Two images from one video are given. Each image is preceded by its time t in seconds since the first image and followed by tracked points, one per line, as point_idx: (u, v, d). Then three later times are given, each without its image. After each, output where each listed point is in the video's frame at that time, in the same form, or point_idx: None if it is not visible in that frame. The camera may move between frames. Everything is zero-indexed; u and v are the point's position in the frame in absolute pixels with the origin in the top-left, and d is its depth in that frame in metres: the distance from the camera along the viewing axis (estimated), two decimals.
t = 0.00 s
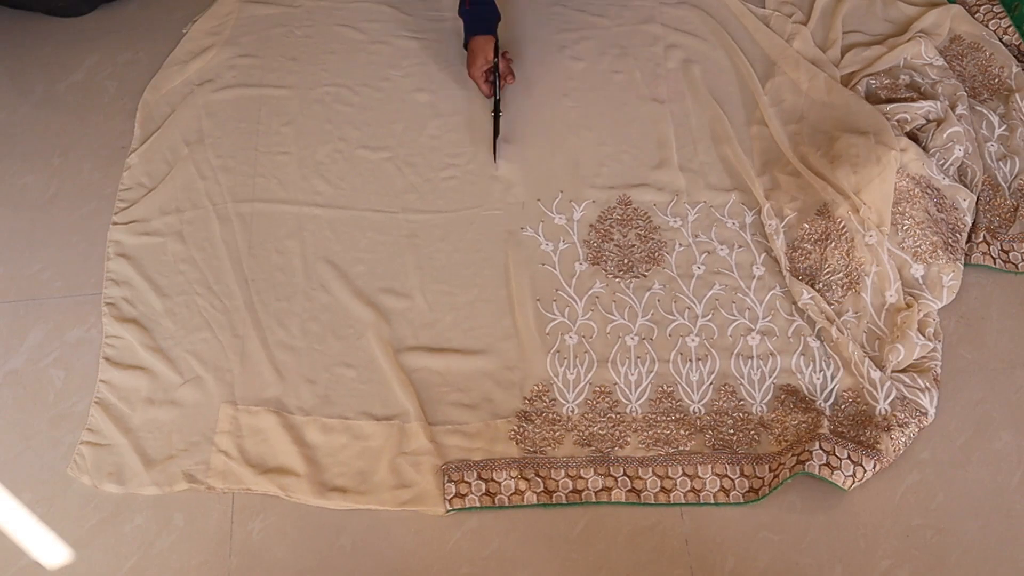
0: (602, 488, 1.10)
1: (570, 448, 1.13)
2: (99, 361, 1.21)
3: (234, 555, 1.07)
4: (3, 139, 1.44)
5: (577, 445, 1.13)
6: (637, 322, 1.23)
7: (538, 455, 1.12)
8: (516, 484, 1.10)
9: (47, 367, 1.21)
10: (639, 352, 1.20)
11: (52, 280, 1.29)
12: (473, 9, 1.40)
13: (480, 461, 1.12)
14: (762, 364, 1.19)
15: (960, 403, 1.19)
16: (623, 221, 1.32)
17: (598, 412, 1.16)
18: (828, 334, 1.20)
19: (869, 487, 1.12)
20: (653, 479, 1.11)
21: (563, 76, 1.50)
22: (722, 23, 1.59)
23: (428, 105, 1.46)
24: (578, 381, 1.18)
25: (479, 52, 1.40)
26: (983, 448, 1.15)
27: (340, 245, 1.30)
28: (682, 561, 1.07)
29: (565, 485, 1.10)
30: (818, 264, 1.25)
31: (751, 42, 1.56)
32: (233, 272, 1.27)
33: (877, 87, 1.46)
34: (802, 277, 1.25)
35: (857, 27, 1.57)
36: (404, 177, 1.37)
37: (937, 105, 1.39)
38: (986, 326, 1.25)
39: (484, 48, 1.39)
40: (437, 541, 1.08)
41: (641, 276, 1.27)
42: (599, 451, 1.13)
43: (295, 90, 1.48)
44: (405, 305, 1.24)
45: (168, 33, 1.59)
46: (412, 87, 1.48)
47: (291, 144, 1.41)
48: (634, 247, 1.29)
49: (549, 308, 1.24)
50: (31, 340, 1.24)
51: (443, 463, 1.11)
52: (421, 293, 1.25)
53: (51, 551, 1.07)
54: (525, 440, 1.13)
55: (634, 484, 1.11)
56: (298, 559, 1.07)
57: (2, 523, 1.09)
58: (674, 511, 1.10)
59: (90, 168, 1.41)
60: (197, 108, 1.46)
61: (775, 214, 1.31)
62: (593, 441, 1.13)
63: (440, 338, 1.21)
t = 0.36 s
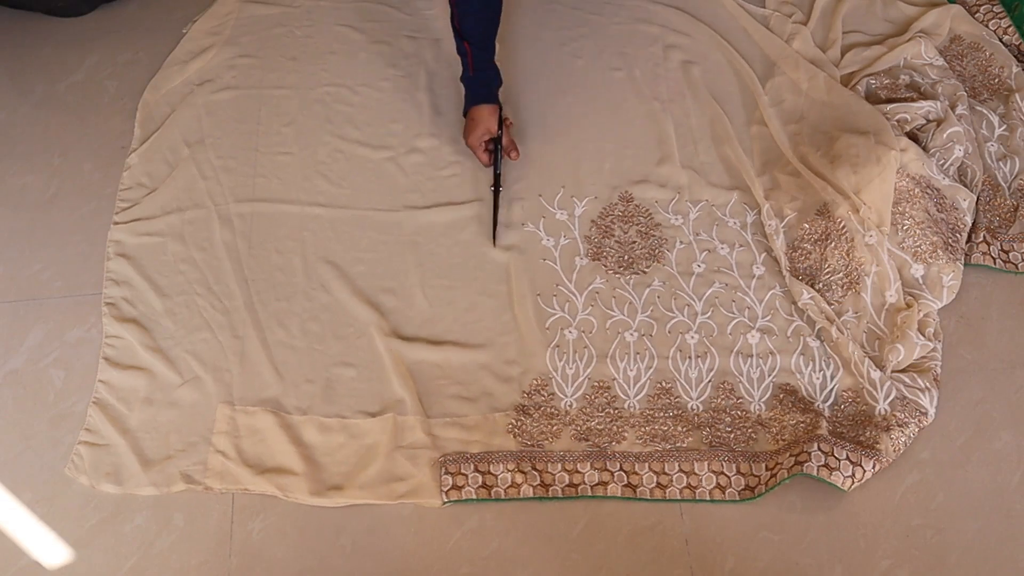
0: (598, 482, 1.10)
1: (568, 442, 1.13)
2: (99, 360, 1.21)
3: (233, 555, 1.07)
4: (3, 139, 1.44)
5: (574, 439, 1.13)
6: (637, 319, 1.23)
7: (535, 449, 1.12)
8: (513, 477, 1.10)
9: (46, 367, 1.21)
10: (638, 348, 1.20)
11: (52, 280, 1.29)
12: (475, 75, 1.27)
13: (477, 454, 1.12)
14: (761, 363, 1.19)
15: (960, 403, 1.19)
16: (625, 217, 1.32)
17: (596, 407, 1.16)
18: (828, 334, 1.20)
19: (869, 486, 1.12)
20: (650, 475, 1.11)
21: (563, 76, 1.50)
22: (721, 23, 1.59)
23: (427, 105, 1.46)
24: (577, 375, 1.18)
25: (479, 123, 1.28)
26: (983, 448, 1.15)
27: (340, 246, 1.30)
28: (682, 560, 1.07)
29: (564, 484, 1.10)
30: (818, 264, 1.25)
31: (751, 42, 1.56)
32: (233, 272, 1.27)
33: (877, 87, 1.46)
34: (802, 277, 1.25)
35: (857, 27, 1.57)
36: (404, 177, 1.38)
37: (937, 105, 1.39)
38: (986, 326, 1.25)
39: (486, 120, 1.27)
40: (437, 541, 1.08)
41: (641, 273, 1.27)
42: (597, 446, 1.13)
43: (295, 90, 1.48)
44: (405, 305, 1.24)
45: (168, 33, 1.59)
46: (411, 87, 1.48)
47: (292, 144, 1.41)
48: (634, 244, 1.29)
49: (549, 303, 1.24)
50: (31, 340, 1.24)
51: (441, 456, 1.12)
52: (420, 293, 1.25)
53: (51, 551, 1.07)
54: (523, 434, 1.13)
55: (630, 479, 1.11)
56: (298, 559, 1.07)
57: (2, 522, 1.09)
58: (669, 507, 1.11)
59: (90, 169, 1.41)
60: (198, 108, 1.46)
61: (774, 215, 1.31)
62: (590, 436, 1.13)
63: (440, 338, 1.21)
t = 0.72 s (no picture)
0: (595, 479, 1.11)
1: (566, 438, 1.14)
2: (98, 360, 1.21)
3: (233, 555, 1.07)
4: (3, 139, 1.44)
5: (572, 436, 1.14)
6: (637, 317, 1.23)
7: (533, 444, 1.13)
8: (510, 472, 1.11)
9: (46, 367, 1.21)
10: (638, 346, 1.21)
11: (52, 280, 1.29)
12: (459, 144, 1.21)
13: (474, 448, 1.12)
14: (761, 362, 1.19)
15: (960, 403, 1.19)
16: (625, 216, 1.32)
17: (595, 404, 1.16)
18: (828, 334, 1.20)
19: (869, 487, 1.12)
20: (647, 472, 1.11)
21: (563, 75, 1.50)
22: (722, 23, 1.59)
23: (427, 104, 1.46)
24: (577, 372, 1.18)
25: (469, 189, 1.24)
26: (983, 449, 1.15)
27: (340, 246, 1.30)
28: (682, 560, 1.07)
29: (564, 483, 1.10)
30: (818, 263, 1.25)
31: (751, 42, 1.56)
32: (233, 272, 1.27)
33: (877, 87, 1.46)
34: (802, 277, 1.25)
35: (857, 27, 1.57)
36: (404, 176, 1.38)
37: (937, 105, 1.39)
38: (985, 326, 1.25)
39: (476, 182, 1.23)
40: (437, 542, 1.08)
41: (641, 271, 1.27)
42: (595, 443, 1.13)
43: (295, 90, 1.48)
44: (405, 305, 1.24)
45: (168, 33, 1.59)
46: (412, 87, 1.48)
47: (292, 144, 1.41)
48: (635, 242, 1.29)
49: (549, 300, 1.24)
50: (31, 341, 1.24)
51: (439, 450, 1.13)
52: (421, 293, 1.25)
53: (51, 551, 1.07)
54: (520, 429, 1.14)
55: (628, 476, 1.11)
56: (298, 560, 1.07)
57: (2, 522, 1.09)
58: (667, 505, 1.11)
59: (90, 169, 1.41)
60: (198, 108, 1.46)
61: (775, 214, 1.31)
62: (588, 432, 1.14)
63: (440, 338, 1.21)
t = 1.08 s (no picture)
0: (595, 478, 1.11)
1: (566, 438, 1.14)
2: (99, 360, 1.21)
3: (233, 555, 1.07)
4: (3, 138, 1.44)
5: (572, 436, 1.14)
6: (638, 317, 1.23)
7: (532, 444, 1.13)
8: (509, 472, 1.11)
9: (46, 367, 1.21)
10: (638, 346, 1.21)
11: (52, 280, 1.29)
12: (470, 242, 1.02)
13: (474, 448, 1.12)
14: (761, 362, 1.19)
15: (960, 403, 1.19)
16: (625, 216, 1.32)
17: (594, 404, 1.16)
18: (828, 334, 1.20)
19: (869, 487, 1.12)
20: (647, 472, 1.11)
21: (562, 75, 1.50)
22: (722, 23, 1.59)
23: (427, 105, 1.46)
24: (577, 372, 1.18)
25: (473, 294, 1.10)
26: (983, 449, 1.15)
27: (340, 246, 1.30)
28: (682, 560, 1.07)
29: (563, 483, 1.10)
30: (818, 264, 1.25)
31: (751, 42, 1.56)
32: (233, 272, 1.27)
33: (877, 87, 1.46)
34: (802, 277, 1.25)
35: (857, 27, 1.57)
36: (404, 176, 1.38)
37: (937, 105, 1.39)
38: (985, 326, 1.25)
39: (481, 292, 1.09)
40: (438, 542, 1.08)
41: (641, 271, 1.27)
42: (594, 442, 1.13)
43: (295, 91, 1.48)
44: (405, 305, 1.24)
45: (168, 33, 1.59)
46: (411, 87, 1.49)
47: (292, 145, 1.41)
48: (635, 243, 1.29)
49: (549, 300, 1.24)
50: (30, 341, 1.24)
51: (438, 450, 1.13)
52: (421, 293, 1.26)
53: (51, 550, 1.07)
54: (520, 429, 1.14)
55: (627, 476, 1.11)
56: (298, 559, 1.07)
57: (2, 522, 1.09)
58: (666, 504, 1.11)
59: (90, 168, 1.41)
60: (197, 108, 1.46)
61: (775, 214, 1.30)
62: (588, 432, 1.14)
63: (440, 338, 1.22)
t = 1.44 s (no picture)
0: (591, 479, 1.11)
1: (563, 438, 1.14)
2: (99, 360, 1.21)
3: (233, 555, 1.07)
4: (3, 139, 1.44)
5: (569, 436, 1.14)
6: (637, 318, 1.23)
7: (528, 444, 1.13)
8: (505, 473, 1.11)
9: (47, 367, 1.21)
10: (636, 347, 1.21)
11: (52, 280, 1.29)
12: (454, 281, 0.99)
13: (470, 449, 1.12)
14: (759, 363, 1.19)
15: (960, 403, 1.19)
16: (626, 215, 1.32)
17: (591, 404, 1.16)
18: (827, 335, 1.20)
19: (869, 487, 1.12)
20: (643, 472, 1.11)
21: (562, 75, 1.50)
22: (721, 23, 1.59)
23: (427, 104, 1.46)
24: (575, 372, 1.18)
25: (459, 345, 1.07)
26: (983, 449, 1.15)
27: (341, 246, 1.30)
28: (681, 561, 1.07)
29: (562, 484, 1.10)
30: (818, 264, 1.25)
31: (751, 42, 1.56)
32: (233, 272, 1.27)
33: (877, 87, 1.46)
34: (801, 277, 1.25)
35: (857, 27, 1.57)
36: (404, 176, 1.38)
37: (937, 105, 1.39)
38: (985, 326, 1.25)
39: (467, 342, 1.07)
40: (438, 542, 1.08)
41: (641, 271, 1.27)
42: (591, 443, 1.13)
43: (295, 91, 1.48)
44: (405, 305, 1.24)
45: (168, 32, 1.59)
46: (411, 87, 1.49)
47: (291, 145, 1.41)
48: (635, 243, 1.29)
49: (548, 300, 1.24)
50: (30, 341, 1.24)
51: (437, 451, 1.13)
52: (421, 293, 1.26)
53: (52, 550, 1.07)
54: (516, 429, 1.14)
55: (623, 476, 1.11)
56: (298, 559, 1.07)
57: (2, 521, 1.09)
58: (665, 505, 1.11)
59: (91, 168, 1.41)
60: (198, 108, 1.46)
61: (775, 214, 1.30)
62: (585, 432, 1.14)
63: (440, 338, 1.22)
